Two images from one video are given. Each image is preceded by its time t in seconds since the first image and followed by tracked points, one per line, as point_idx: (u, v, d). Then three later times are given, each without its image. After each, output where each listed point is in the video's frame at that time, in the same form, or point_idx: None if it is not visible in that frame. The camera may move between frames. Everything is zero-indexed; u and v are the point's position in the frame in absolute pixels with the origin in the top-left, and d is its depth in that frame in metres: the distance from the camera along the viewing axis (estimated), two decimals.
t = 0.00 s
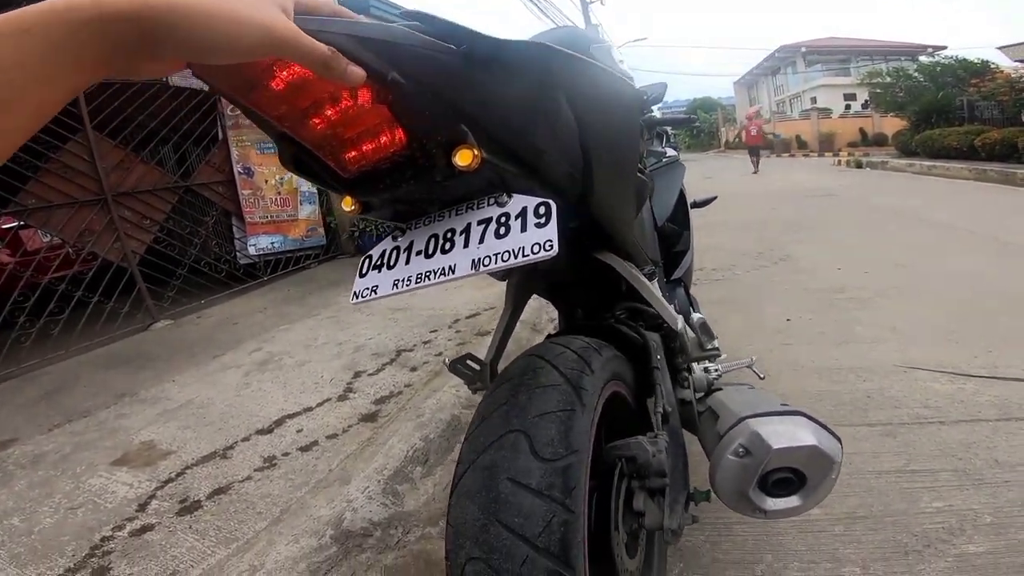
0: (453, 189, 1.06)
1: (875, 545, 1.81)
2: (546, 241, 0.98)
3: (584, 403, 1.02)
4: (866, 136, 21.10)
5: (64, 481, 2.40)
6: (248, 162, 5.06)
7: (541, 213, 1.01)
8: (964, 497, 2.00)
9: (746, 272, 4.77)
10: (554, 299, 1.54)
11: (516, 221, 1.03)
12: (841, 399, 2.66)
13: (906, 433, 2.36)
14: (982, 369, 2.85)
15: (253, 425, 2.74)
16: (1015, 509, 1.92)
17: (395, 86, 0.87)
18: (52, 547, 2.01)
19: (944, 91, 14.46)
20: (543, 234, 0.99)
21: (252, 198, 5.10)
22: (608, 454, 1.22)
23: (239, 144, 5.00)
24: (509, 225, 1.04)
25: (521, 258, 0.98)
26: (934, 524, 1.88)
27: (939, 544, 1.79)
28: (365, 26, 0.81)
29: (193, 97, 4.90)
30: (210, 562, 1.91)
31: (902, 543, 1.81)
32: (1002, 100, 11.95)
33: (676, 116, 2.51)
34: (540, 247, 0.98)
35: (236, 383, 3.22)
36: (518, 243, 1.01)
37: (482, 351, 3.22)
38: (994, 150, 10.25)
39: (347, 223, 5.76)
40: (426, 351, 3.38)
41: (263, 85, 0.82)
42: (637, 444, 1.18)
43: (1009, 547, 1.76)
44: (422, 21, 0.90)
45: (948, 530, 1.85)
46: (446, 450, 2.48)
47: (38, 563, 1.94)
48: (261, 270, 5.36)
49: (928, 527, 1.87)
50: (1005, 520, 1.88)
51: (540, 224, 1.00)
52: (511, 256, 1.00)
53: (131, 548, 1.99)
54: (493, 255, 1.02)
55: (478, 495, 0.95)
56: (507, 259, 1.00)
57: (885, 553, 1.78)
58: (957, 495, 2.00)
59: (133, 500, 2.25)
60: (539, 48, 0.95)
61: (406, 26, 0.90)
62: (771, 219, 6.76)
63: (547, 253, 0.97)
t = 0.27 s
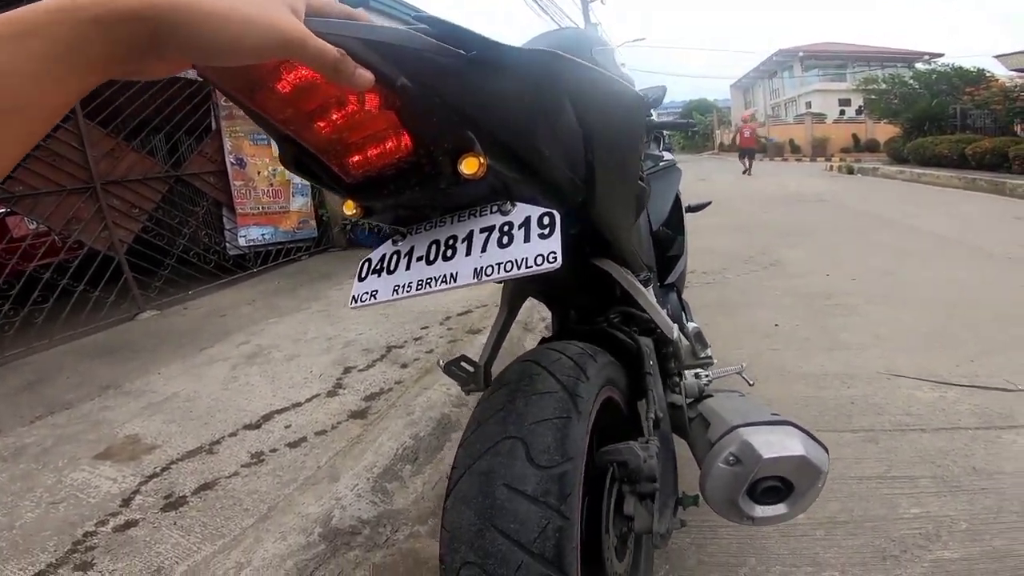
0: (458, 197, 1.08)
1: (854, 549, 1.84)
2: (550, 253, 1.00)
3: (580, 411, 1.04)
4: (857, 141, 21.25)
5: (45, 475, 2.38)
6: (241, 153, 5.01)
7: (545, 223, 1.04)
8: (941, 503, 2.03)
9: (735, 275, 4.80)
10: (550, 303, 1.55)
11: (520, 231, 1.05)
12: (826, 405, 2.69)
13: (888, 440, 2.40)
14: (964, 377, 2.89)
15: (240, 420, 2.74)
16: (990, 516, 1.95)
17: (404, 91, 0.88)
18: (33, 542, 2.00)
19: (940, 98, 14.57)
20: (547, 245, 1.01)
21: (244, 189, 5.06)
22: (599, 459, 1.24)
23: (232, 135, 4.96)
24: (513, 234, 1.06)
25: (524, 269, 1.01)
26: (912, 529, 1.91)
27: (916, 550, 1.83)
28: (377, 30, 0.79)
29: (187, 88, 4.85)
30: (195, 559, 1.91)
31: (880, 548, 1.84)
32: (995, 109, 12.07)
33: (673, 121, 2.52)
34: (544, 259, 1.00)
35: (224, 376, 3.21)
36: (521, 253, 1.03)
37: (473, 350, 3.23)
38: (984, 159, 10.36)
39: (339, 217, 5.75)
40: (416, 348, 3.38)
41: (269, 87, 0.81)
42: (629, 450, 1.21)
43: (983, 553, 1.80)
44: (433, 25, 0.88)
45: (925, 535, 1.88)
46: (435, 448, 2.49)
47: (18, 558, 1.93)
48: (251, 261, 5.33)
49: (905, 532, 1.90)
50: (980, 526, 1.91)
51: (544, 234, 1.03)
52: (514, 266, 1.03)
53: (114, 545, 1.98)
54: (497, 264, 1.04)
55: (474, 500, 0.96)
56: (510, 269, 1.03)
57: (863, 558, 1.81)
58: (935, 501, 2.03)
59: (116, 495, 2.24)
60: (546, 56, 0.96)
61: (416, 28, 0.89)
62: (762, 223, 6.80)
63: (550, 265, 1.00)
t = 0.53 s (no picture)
0: (461, 194, 1.08)
1: (832, 555, 1.86)
2: (552, 254, 1.03)
3: (573, 412, 1.03)
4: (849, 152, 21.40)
5: (19, 465, 2.34)
6: (234, 142, 4.98)
7: (548, 224, 1.07)
8: (916, 510, 2.05)
9: (724, 282, 4.83)
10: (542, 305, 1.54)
11: (522, 231, 1.08)
12: (809, 412, 2.71)
13: (868, 448, 2.42)
14: (944, 389, 2.92)
15: (223, 413, 2.71)
16: (963, 524, 1.98)
17: (414, 85, 0.87)
18: (5, 532, 1.98)
19: (933, 112, 14.72)
20: (549, 246, 1.04)
21: (236, 178, 5.03)
22: (589, 461, 1.24)
23: (227, 124, 4.93)
24: (515, 234, 1.08)
25: (527, 268, 1.03)
26: (887, 537, 1.92)
27: (891, 557, 1.84)
28: (389, 22, 0.79)
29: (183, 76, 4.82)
30: (173, 552, 1.89)
31: (856, 554, 1.85)
32: (986, 125, 12.19)
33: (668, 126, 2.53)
34: (545, 259, 1.03)
35: (208, 368, 3.18)
36: (524, 253, 1.05)
37: (461, 348, 3.22)
38: (973, 174, 10.48)
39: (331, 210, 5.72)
40: (405, 344, 3.37)
41: (278, 76, 0.81)
42: (619, 452, 1.22)
43: (955, 561, 1.82)
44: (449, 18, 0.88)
45: (900, 543, 1.90)
46: (421, 446, 2.48)
47: None
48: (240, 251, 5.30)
49: (881, 539, 1.92)
50: (954, 535, 1.93)
51: (547, 235, 1.06)
52: (516, 265, 1.05)
53: (87, 537, 1.96)
54: (498, 263, 1.06)
55: (466, 500, 0.96)
56: (512, 268, 1.05)
57: (840, 564, 1.82)
58: (910, 509, 2.05)
59: (91, 486, 2.21)
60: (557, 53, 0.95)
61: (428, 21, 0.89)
62: (752, 231, 6.84)
63: (552, 266, 1.03)
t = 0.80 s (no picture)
0: (472, 175, 1.03)
1: (823, 559, 1.83)
2: (564, 239, 0.98)
3: (577, 407, 1.01)
4: (847, 161, 21.47)
5: None
6: (234, 132, 4.92)
7: (561, 208, 1.01)
8: (907, 516, 2.03)
9: (720, 286, 4.82)
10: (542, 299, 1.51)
11: (534, 215, 1.02)
12: (803, 417, 2.69)
13: (861, 454, 2.40)
14: (937, 397, 2.91)
15: (211, 402, 2.67)
16: (953, 530, 1.96)
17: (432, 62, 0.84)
18: None
19: (933, 122, 14.78)
20: (562, 231, 0.99)
21: (233, 167, 4.97)
22: (587, 458, 1.20)
23: (227, 114, 4.85)
24: (526, 219, 1.03)
25: (538, 253, 0.98)
26: (878, 542, 1.90)
27: (882, 562, 1.82)
28: None
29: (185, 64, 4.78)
30: (152, 544, 1.85)
31: (847, 559, 1.83)
32: (985, 138, 12.25)
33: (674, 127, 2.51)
34: (557, 244, 0.98)
35: (197, 356, 3.14)
36: (535, 237, 1.00)
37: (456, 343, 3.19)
38: (969, 186, 10.52)
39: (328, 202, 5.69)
40: (399, 338, 3.33)
41: (292, 42, 0.80)
42: (618, 450, 1.18)
43: (945, 567, 1.80)
44: None
45: (891, 548, 1.87)
46: (413, 441, 2.44)
47: None
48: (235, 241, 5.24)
49: (872, 544, 1.89)
50: (943, 541, 1.91)
51: (559, 219, 1.00)
52: (527, 250, 0.99)
53: (63, 528, 1.91)
54: (507, 248, 1.01)
55: (465, 494, 0.93)
56: (522, 253, 1.00)
57: (831, 568, 1.79)
58: (901, 514, 2.03)
59: (72, 475, 2.17)
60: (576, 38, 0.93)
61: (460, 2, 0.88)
62: (750, 236, 6.83)
63: (564, 251, 0.98)
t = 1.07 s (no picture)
0: (495, 154, 0.97)
1: (845, 571, 1.74)
2: (603, 227, 0.91)
3: (603, 416, 0.93)
4: (857, 166, 21.30)
5: None
6: (241, 126, 4.86)
7: (596, 193, 0.95)
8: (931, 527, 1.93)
9: (731, 289, 4.72)
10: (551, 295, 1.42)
11: (565, 201, 0.96)
12: (821, 424, 2.60)
13: (881, 462, 2.30)
14: (958, 406, 2.81)
15: (211, 399, 2.59)
16: (979, 543, 1.86)
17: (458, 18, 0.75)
18: None
19: (946, 128, 14.63)
20: (598, 218, 0.93)
21: (240, 161, 4.89)
22: (607, 469, 1.12)
23: (235, 107, 4.80)
24: (555, 204, 0.96)
25: (571, 242, 0.92)
26: (901, 554, 1.81)
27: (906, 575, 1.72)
28: None
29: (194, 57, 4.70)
30: (143, 547, 1.77)
31: (867, 570, 1.74)
32: (999, 144, 12.11)
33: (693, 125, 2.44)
34: (596, 233, 0.91)
35: (198, 351, 3.06)
36: (565, 224, 0.94)
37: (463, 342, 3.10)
38: (983, 192, 10.39)
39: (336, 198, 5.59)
40: (404, 336, 3.25)
41: None
42: (639, 460, 1.10)
43: None
44: None
45: (915, 561, 1.78)
46: (417, 444, 2.39)
47: None
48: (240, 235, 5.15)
49: (895, 556, 1.80)
50: (969, 553, 1.82)
51: (594, 205, 0.94)
52: (557, 238, 0.93)
53: (52, 528, 1.84)
54: (535, 235, 0.95)
55: (480, 512, 0.85)
56: (552, 241, 0.93)
57: None
58: (925, 526, 1.93)
59: (65, 473, 2.09)
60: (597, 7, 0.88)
61: None
62: (761, 240, 6.74)
63: (603, 240, 0.91)
